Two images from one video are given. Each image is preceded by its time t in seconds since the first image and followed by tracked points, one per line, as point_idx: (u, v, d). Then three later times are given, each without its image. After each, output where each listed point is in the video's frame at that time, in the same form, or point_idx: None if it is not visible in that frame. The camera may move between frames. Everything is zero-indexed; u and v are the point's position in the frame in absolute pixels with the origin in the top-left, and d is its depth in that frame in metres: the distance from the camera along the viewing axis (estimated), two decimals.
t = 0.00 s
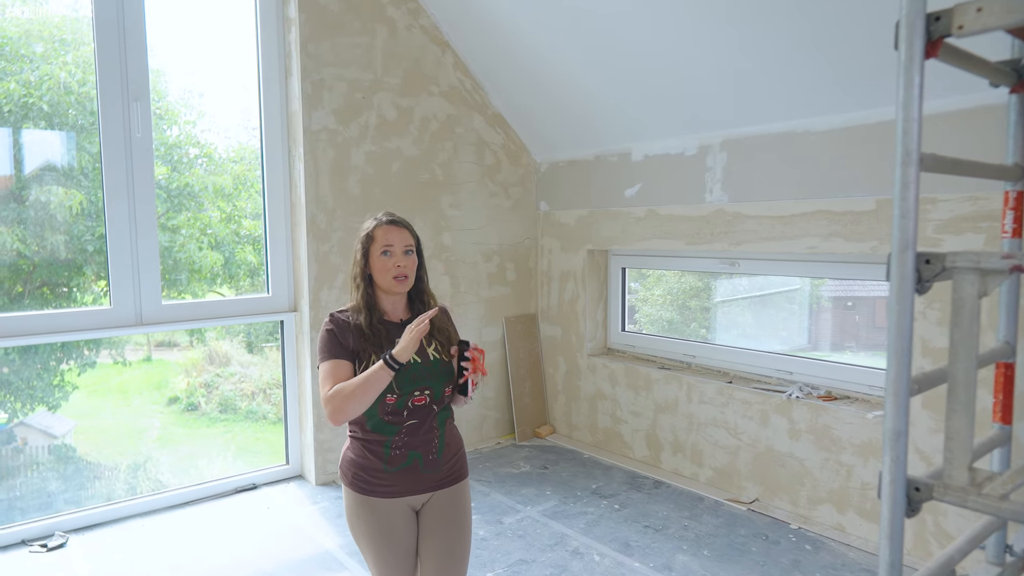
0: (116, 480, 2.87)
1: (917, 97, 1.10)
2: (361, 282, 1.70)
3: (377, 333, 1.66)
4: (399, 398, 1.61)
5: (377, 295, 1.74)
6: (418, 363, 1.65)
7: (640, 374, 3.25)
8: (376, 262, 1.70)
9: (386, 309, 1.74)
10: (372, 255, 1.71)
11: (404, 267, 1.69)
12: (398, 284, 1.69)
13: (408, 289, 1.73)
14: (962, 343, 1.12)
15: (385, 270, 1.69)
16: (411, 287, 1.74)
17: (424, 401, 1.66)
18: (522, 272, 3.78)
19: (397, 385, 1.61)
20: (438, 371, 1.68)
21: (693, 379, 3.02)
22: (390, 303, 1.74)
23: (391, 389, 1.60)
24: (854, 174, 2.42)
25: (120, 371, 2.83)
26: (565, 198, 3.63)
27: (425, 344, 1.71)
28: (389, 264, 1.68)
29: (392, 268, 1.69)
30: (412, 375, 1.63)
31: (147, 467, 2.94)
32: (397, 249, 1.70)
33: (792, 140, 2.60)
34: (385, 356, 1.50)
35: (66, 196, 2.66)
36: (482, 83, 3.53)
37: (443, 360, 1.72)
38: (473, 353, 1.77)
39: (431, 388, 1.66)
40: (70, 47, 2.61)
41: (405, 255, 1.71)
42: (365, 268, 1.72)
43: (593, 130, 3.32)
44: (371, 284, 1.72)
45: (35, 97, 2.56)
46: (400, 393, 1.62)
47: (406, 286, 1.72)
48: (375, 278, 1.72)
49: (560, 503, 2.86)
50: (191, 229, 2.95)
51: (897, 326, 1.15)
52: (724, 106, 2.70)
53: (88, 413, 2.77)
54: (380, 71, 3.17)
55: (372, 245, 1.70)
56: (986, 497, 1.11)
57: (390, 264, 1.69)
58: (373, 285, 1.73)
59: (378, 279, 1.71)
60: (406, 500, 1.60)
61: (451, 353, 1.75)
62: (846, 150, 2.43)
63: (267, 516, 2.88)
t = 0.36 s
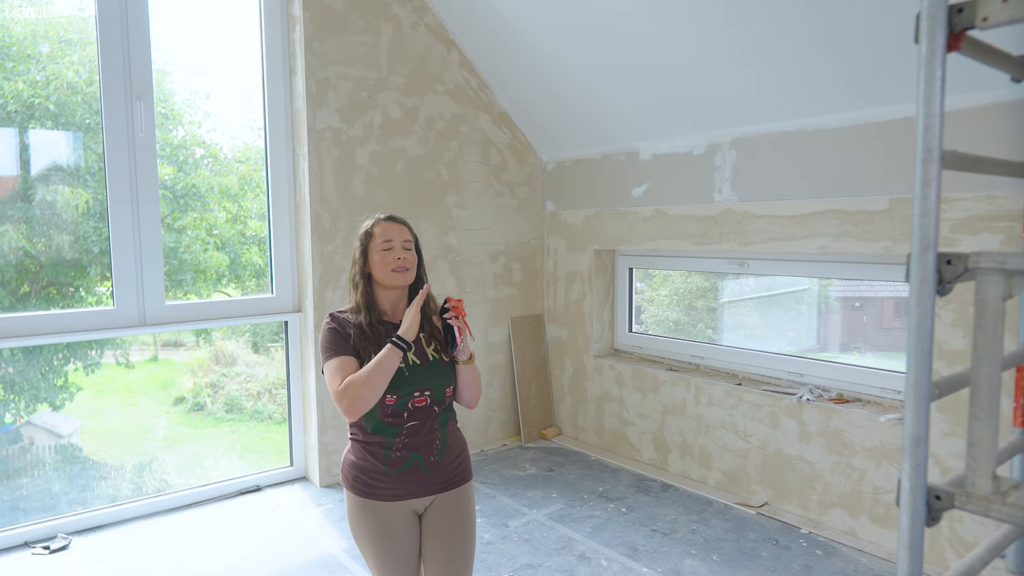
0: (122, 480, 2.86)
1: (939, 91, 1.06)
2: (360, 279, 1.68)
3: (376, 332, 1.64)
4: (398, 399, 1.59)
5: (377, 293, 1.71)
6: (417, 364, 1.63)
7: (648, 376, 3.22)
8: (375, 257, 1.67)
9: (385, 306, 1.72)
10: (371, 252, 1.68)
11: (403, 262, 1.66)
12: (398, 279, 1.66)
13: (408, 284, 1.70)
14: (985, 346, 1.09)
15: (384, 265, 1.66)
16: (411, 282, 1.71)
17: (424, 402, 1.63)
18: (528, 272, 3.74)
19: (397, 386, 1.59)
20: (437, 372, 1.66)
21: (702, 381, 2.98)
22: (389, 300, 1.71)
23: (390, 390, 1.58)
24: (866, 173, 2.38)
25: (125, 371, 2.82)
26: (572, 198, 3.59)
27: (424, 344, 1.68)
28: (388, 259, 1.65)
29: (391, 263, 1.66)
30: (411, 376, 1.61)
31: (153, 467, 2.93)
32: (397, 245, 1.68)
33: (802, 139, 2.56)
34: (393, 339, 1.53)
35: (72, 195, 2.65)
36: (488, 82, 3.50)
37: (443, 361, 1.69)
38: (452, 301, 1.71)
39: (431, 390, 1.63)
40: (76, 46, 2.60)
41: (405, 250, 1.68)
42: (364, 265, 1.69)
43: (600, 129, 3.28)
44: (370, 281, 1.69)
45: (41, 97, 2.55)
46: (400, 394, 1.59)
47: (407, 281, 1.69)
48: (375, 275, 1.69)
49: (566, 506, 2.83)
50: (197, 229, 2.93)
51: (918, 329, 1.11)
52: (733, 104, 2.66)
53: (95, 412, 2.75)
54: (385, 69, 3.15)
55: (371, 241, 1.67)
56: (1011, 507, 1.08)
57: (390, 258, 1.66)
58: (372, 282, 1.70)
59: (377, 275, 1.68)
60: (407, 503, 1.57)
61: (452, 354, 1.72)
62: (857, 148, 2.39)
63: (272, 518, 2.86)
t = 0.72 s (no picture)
0: (128, 480, 2.85)
1: (957, 83, 1.04)
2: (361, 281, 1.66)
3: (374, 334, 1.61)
4: (398, 400, 1.57)
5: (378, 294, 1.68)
6: (417, 364, 1.60)
7: (655, 376, 3.18)
8: (377, 260, 1.65)
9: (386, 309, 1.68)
10: (373, 253, 1.66)
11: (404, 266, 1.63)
12: (397, 282, 1.63)
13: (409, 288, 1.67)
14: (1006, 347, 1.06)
15: (385, 268, 1.63)
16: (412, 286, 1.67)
17: (425, 403, 1.60)
18: (533, 272, 3.72)
19: (395, 386, 1.57)
20: (439, 372, 1.62)
21: (709, 382, 2.95)
22: (391, 304, 1.67)
23: (389, 391, 1.57)
24: (877, 171, 2.34)
25: (131, 372, 2.80)
26: (578, 197, 3.56)
27: (426, 344, 1.65)
28: (389, 262, 1.62)
29: (392, 266, 1.63)
30: (411, 376, 1.59)
31: (159, 467, 2.92)
32: (399, 248, 1.65)
33: (811, 137, 2.52)
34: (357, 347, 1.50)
35: (78, 194, 2.64)
36: (493, 80, 3.47)
37: (446, 361, 1.66)
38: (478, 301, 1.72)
39: (432, 390, 1.60)
40: (82, 46, 2.59)
41: (407, 254, 1.65)
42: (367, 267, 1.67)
43: (606, 127, 3.25)
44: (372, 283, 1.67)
45: (48, 96, 2.54)
46: (400, 395, 1.58)
47: (408, 286, 1.66)
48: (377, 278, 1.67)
49: (572, 508, 2.80)
50: (202, 229, 2.91)
51: (935, 329, 1.08)
52: (740, 101, 2.62)
53: (102, 411, 2.74)
54: (389, 68, 3.12)
55: (374, 242, 1.66)
56: None
57: (391, 262, 1.63)
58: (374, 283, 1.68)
59: (378, 277, 1.65)
60: (410, 506, 1.54)
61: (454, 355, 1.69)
62: (867, 146, 2.35)
63: (276, 520, 2.84)
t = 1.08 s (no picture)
0: (138, 480, 2.85)
1: (978, 77, 1.05)
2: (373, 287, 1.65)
3: (384, 338, 1.59)
4: (408, 404, 1.56)
5: (389, 299, 1.68)
6: (428, 367, 1.59)
7: (664, 378, 3.16)
8: (389, 270, 1.64)
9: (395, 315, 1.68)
10: (387, 260, 1.64)
11: (416, 279, 1.61)
12: (408, 295, 1.62)
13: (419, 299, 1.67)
14: None
15: (398, 279, 1.62)
16: (423, 297, 1.67)
17: (435, 407, 1.59)
18: (541, 272, 3.70)
19: (406, 389, 1.56)
20: (449, 375, 1.61)
21: (719, 383, 2.92)
22: (401, 310, 1.67)
23: (399, 394, 1.56)
24: (890, 170, 2.31)
25: (140, 373, 2.80)
26: (586, 197, 3.54)
27: (436, 348, 1.64)
28: (402, 274, 1.60)
29: (405, 278, 1.62)
30: (422, 379, 1.58)
31: (168, 468, 2.92)
32: (412, 260, 1.63)
33: (823, 135, 2.49)
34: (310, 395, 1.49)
35: (89, 197, 2.64)
36: (501, 80, 3.46)
37: (456, 365, 1.64)
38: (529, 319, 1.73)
39: (442, 394, 1.59)
40: (92, 49, 2.60)
41: (420, 267, 1.64)
42: (380, 272, 1.66)
43: (614, 126, 3.22)
44: (383, 289, 1.66)
45: (58, 99, 2.55)
46: (410, 399, 1.56)
47: (417, 298, 1.65)
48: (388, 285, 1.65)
49: (581, 510, 2.78)
50: (211, 230, 2.91)
51: (955, 331, 1.09)
52: (750, 100, 2.60)
53: (112, 412, 2.75)
54: (396, 68, 3.11)
55: (389, 251, 1.63)
56: None
57: (404, 274, 1.62)
58: (386, 289, 1.67)
59: (390, 285, 1.64)
60: (419, 511, 1.53)
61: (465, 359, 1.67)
62: (880, 144, 2.32)
63: (284, 522, 2.83)
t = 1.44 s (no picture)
0: (143, 482, 2.85)
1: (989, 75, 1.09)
2: (380, 287, 1.64)
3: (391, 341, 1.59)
4: (416, 408, 1.54)
5: (395, 299, 1.67)
6: (436, 370, 1.58)
7: (669, 379, 3.14)
8: (396, 268, 1.63)
9: (402, 317, 1.67)
10: (393, 259, 1.64)
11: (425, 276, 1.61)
12: (417, 292, 1.62)
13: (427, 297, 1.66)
14: None
15: (406, 277, 1.62)
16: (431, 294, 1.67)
17: (443, 411, 1.57)
18: (546, 274, 3.68)
19: (414, 393, 1.54)
20: (457, 378, 1.60)
21: (725, 385, 2.90)
22: (407, 310, 1.67)
23: (408, 398, 1.54)
24: (899, 170, 2.28)
25: (144, 375, 2.80)
26: (591, 198, 3.52)
27: (443, 350, 1.63)
28: (410, 271, 1.60)
29: (413, 275, 1.62)
30: (430, 383, 1.56)
31: (173, 469, 2.92)
32: (420, 256, 1.63)
33: (830, 135, 2.47)
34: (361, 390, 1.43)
35: (95, 199, 2.64)
36: (505, 81, 3.45)
37: (463, 368, 1.63)
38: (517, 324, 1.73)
39: (450, 397, 1.58)
40: (98, 51, 2.60)
41: (428, 262, 1.64)
42: (385, 272, 1.65)
43: (619, 127, 3.21)
44: (389, 288, 1.65)
45: (63, 101, 2.55)
46: (418, 402, 1.55)
47: (426, 295, 1.65)
48: (395, 285, 1.65)
49: (587, 513, 2.76)
50: (216, 232, 2.91)
51: (967, 331, 1.13)
52: (757, 99, 2.58)
53: (117, 413, 2.75)
54: (400, 69, 3.11)
55: (395, 249, 1.63)
56: None
57: (412, 270, 1.61)
58: (392, 289, 1.66)
59: (397, 284, 1.63)
60: (427, 515, 1.52)
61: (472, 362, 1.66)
62: (888, 144, 2.30)
63: (287, 524, 2.82)
